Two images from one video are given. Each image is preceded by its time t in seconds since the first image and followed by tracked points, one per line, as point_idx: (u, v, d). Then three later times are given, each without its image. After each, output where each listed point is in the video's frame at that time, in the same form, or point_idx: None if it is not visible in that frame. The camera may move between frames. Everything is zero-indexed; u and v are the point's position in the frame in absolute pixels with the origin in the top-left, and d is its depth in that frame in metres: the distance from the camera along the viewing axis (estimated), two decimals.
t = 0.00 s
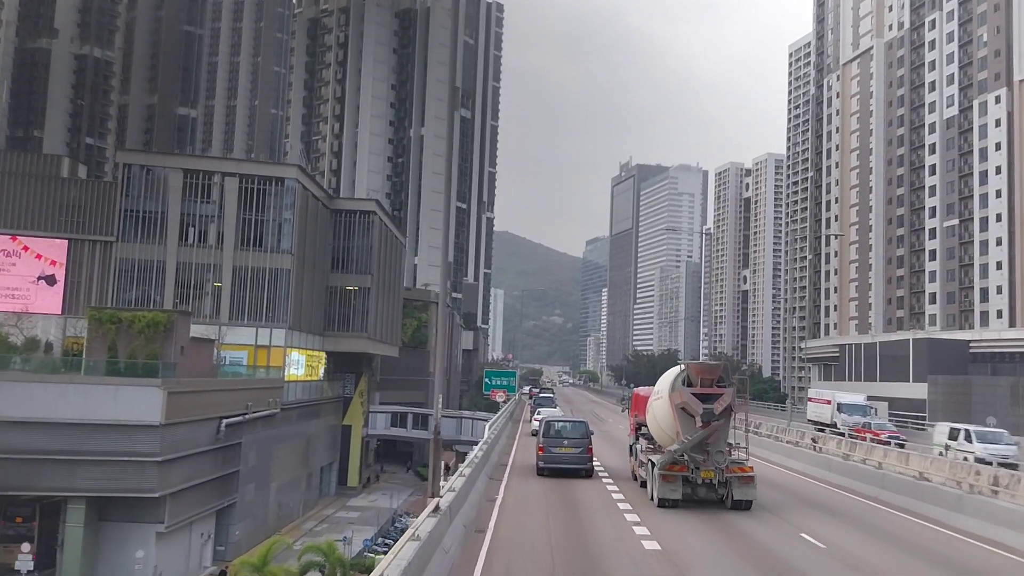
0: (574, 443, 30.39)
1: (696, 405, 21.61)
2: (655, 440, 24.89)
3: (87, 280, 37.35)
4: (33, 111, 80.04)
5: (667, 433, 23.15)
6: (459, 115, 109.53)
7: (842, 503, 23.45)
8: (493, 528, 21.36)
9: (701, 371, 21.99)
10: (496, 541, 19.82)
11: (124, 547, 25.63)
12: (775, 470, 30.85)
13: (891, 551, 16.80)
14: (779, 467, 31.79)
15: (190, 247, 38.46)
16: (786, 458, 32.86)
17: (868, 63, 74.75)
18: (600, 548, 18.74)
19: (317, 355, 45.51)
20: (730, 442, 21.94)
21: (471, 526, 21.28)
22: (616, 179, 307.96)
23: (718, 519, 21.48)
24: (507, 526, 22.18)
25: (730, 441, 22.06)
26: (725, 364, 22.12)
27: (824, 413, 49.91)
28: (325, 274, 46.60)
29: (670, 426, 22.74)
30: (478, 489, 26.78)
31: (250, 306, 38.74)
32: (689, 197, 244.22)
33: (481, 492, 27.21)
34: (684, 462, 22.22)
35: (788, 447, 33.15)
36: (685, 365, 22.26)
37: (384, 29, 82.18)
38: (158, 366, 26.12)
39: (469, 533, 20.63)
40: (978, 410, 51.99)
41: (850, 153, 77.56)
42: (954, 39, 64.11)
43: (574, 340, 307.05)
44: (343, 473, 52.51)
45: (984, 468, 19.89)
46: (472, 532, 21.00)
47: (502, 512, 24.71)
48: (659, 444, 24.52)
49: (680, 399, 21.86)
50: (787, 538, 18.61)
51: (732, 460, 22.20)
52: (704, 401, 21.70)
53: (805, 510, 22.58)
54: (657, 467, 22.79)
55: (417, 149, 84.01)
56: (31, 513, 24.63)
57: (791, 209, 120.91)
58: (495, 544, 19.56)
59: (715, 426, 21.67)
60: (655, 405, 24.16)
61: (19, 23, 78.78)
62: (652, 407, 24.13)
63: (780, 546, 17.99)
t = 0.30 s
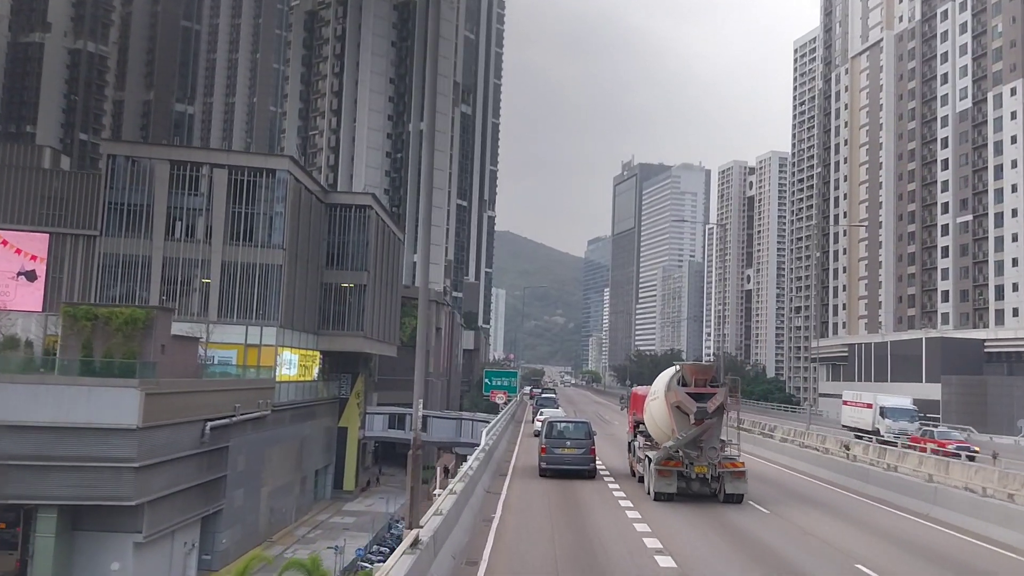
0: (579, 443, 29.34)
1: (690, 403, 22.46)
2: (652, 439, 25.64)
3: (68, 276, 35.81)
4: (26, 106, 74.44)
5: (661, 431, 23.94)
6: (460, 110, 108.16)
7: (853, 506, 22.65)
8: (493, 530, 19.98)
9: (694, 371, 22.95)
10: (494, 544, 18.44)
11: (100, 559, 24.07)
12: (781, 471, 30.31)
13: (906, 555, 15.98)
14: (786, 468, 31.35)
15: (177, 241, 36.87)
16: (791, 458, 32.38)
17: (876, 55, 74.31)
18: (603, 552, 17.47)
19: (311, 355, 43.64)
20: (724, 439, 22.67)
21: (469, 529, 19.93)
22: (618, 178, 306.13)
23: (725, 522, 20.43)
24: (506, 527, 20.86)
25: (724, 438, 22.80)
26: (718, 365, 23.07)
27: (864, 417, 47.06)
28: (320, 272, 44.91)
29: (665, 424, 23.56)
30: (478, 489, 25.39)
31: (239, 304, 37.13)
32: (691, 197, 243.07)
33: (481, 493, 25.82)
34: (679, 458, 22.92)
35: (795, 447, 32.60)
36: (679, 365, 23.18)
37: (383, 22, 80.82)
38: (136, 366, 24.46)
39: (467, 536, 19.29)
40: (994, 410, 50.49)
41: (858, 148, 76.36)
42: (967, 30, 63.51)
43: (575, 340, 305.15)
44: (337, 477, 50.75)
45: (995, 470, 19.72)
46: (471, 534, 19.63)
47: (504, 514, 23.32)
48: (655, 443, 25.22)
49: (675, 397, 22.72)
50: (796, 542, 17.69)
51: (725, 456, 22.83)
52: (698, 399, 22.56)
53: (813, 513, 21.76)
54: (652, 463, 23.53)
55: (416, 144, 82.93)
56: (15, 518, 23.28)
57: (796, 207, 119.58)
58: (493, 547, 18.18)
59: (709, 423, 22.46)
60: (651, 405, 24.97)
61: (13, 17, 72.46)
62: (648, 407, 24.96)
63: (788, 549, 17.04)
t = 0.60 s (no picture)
0: (579, 444, 30.21)
1: (684, 403, 24.81)
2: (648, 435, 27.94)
3: (47, 271, 34.23)
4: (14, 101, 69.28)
5: (657, 428, 26.31)
6: (460, 106, 106.82)
7: (863, 510, 22.34)
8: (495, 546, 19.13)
9: (688, 373, 25.29)
10: (496, 561, 17.58)
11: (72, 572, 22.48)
12: (789, 475, 29.47)
13: (923, 563, 15.76)
14: (791, 471, 30.73)
15: (162, 235, 35.29)
16: (798, 460, 31.66)
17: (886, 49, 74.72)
18: (612, 566, 16.85)
19: (303, 355, 41.92)
20: (714, 436, 25.11)
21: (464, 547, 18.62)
22: (620, 178, 304.74)
23: (736, 531, 20.12)
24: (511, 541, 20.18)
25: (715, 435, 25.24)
26: (710, 367, 25.39)
27: (904, 416, 44.74)
28: (313, 268, 43.30)
29: (661, 422, 25.94)
30: (478, 499, 24.31)
31: (226, 301, 35.55)
32: (693, 196, 242.25)
33: (479, 503, 24.58)
34: (674, 454, 25.35)
35: (800, 450, 31.87)
36: (674, 368, 25.50)
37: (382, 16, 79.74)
38: (110, 365, 22.91)
39: (462, 556, 17.91)
40: (1010, 409, 49.34)
41: (868, 143, 77.61)
42: (980, 21, 63.35)
43: (575, 341, 303.36)
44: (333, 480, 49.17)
45: (1003, 474, 19.74)
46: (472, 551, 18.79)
47: (506, 527, 22.22)
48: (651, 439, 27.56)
49: (670, 397, 25.09)
50: (806, 550, 17.54)
51: (715, 452, 25.36)
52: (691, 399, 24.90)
53: (824, 518, 21.47)
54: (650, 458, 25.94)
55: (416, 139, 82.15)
56: None
57: (801, 205, 118.29)
58: (496, 562, 17.49)
59: (701, 421, 24.82)
60: (648, 404, 27.25)
61: None
62: (645, 406, 27.26)
63: (800, 558, 16.86)
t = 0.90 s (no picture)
0: (580, 444, 29.14)
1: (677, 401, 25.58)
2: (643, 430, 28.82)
3: (24, 265, 32.67)
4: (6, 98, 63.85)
5: (651, 425, 27.10)
6: (460, 102, 105.42)
7: (870, 511, 21.74)
8: (492, 545, 18.18)
9: (681, 371, 26.07)
10: (495, 558, 16.78)
11: None
12: (797, 478, 28.57)
13: (924, 564, 15.27)
14: (802, 475, 29.31)
15: (146, 228, 33.77)
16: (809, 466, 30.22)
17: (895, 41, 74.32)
18: (611, 565, 16.17)
19: (295, 354, 40.30)
20: (706, 432, 25.93)
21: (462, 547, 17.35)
22: (621, 177, 303.11)
23: (733, 526, 19.69)
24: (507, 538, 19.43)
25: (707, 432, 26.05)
26: (703, 366, 26.16)
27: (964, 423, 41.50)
28: (307, 265, 41.74)
29: (655, 419, 26.75)
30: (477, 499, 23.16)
31: (212, 296, 33.98)
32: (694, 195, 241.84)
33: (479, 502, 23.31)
34: (667, 449, 26.16)
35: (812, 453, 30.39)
36: (667, 366, 26.29)
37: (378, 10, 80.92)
38: (80, 363, 21.34)
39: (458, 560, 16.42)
40: None
41: (875, 138, 77.05)
42: (993, 12, 62.99)
43: (575, 341, 301.65)
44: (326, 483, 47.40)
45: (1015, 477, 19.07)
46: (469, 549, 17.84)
47: (506, 527, 21.10)
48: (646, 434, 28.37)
49: (662, 395, 25.84)
50: (804, 545, 17.20)
51: (708, 448, 26.15)
52: (683, 396, 25.63)
53: (826, 517, 21.01)
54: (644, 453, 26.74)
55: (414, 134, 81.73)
56: None
57: (804, 204, 116.88)
58: (493, 561, 16.62)
59: (693, 419, 25.59)
60: (643, 401, 28.10)
61: None
62: (641, 403, 28.09)
63: (799, 553, 16.43)
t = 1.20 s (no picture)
0: (580, 444, 28.40)
1: (671, 399, 26.92)
2: (638, 427, 30.17)
3: None
4: None
5: (646, 421, 28.46)
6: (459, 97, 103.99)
7: (888, 519, 20.56)
8: (488, 552, 16.82)
9: (674, 371, 27.45)
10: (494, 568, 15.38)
11: None
12: (807, 482, 27.41)
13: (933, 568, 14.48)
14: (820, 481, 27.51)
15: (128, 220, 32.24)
16: (825, 470, 28.34)
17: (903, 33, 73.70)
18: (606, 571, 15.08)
19: (285, 353, 38.82)
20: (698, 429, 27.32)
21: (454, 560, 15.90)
22: (621, 176, 301.60)
23: (748, 540, 18.56)
24: (510, 539, 18.30)
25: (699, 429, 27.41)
26: (695, 366, 27.57)
27: None
28: (299, 259, 40.27)
29: (649, 416, 28.12)
30: (479, 499, 21.77)
31: (197, 292, 32.50)
32: (695, 194, 240.67)
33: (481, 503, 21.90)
34: (661, 444, 27.49)
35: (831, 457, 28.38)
36: (662, 366, 27.66)
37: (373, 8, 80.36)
38: (45, 362, 19.77)
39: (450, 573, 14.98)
40: None
41: (883, 133, 76.60)
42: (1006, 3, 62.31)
43: (576, 341, 300.06)
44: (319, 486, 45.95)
45: None
46: (470, 552, 16.57)
47: (510, 529, 19.77)
48: (641, 430, 29.74)
49: (657, 394, 27.20)
50: (823, 561, 16.02)
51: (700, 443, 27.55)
52: (677, 394, 26.97)
53: (832, 521, 20.21)
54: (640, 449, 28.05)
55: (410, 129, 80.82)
56: None
57: (807, 201, 115.49)
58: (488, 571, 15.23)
59: (687, 416, 26.95)
60: (638, 400, 29.43)
61: None
62: (636, 401, 29.42)
63: (821, 572, 15.14)
